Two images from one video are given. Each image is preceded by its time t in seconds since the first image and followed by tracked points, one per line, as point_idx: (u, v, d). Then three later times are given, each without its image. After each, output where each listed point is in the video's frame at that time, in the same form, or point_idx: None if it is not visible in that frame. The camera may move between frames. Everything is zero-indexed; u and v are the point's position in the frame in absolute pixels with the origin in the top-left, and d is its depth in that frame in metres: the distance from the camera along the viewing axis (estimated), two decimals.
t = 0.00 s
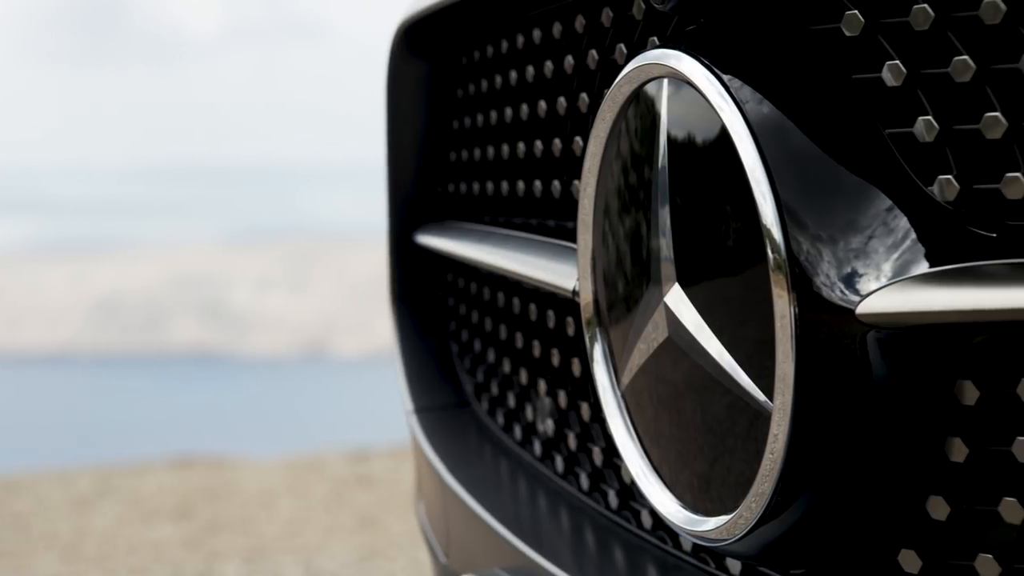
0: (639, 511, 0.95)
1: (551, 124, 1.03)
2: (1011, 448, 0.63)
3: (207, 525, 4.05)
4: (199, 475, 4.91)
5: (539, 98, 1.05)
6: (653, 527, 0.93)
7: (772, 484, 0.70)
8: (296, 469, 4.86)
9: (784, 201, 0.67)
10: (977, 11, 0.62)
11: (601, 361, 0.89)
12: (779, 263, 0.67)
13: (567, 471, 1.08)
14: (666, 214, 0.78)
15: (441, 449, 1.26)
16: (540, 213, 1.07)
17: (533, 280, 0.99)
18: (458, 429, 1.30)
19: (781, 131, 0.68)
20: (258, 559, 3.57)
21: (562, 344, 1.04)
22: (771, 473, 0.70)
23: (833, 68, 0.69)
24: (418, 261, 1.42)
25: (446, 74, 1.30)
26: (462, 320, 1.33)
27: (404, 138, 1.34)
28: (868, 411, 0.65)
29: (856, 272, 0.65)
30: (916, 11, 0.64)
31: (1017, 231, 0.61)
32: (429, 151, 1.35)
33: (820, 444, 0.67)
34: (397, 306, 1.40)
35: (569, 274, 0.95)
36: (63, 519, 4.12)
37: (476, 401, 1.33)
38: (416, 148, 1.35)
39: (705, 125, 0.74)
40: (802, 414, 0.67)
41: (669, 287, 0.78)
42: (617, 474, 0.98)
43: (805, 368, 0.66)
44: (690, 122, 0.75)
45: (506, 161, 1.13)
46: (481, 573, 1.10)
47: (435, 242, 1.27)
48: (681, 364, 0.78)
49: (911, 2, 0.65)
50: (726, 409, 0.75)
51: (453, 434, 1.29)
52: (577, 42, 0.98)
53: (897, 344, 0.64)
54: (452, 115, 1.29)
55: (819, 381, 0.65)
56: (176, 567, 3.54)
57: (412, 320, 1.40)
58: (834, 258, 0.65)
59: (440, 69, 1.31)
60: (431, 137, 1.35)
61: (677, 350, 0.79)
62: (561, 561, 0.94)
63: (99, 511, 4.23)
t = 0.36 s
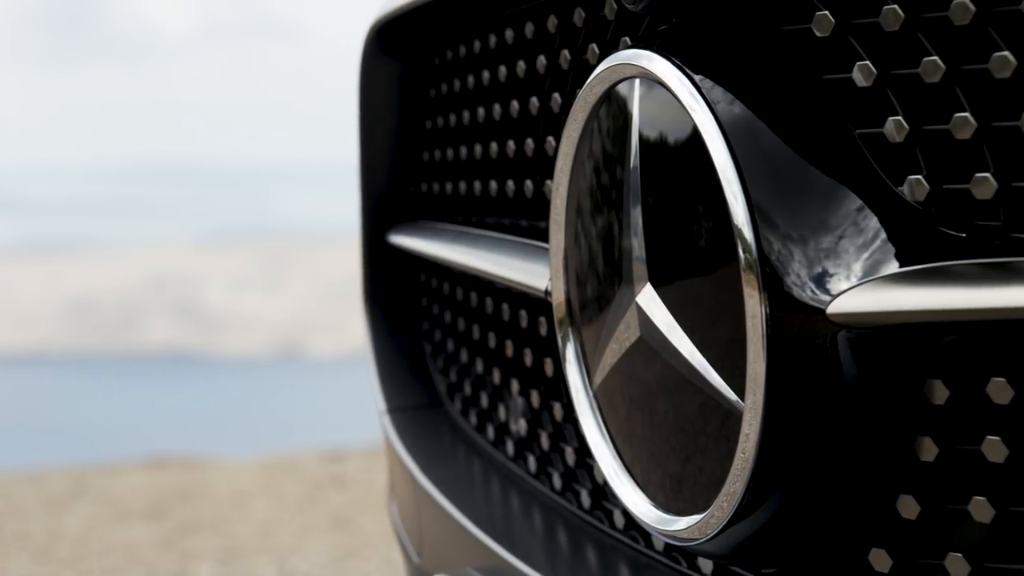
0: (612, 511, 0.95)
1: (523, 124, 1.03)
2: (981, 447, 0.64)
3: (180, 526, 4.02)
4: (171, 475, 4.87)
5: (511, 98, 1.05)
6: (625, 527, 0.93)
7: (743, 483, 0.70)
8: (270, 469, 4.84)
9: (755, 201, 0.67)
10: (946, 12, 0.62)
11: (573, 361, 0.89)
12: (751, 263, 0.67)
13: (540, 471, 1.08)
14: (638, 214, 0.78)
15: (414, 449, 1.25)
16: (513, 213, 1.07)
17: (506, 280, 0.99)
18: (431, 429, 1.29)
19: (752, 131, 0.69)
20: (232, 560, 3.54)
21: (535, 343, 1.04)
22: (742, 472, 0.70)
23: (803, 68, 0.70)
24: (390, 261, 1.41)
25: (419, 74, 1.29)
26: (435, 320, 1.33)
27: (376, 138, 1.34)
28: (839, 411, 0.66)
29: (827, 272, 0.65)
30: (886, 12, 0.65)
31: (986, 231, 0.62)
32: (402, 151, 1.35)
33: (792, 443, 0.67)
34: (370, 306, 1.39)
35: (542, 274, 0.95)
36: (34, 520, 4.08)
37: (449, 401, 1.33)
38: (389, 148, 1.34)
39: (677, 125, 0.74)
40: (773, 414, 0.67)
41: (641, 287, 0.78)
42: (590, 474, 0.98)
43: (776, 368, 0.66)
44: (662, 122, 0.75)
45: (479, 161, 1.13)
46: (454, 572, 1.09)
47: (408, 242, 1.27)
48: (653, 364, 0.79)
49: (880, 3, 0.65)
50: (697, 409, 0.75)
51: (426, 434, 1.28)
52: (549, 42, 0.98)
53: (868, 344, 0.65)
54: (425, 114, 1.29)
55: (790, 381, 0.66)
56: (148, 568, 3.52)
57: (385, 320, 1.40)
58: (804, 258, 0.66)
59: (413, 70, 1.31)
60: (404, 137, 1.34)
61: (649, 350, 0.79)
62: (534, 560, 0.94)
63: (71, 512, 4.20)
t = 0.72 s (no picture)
0: (581, 510, 0.95)
1: (493, 124, 1.02)
2: (947, 446, 0.64)
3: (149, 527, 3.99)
4: (140, 476, 4.83)
5: (481, 97, 1.05)
6: (595, 526, 0.93)
7: (711, 483, 0.70)
8: (240, 469, 4.81)
9: (723, 201, 0.68)
10: (913, 12, 0.63)
11: (543, 361, 0.89)
12: (719, 263, 0.67)
13: (510, 471, 1.08)
14: (607, 214, 0.78)
15: (384, 449, 1.25)
16: (482, 213, 1.06)
17: (476, 280, 0.99)
18: (401, 428, 1.29)
19: (720, 131, 0.69)
20: (202, 561, 3.52)
21: (505, 343, 1.03)
22: (711, 472, 0.70)
23: (771, 69, 0.69)
24: (360, 261, 1.40)
25: (389, 73, 1.29)
26: (405, 320, 1.32)
27: (346, 138, 1.33)
28: (806, 411, 0.66)
29: (794, 272, 0.65)
30: (852, 13, 0.65)
31: (952, 231, 0.62)
32: (371, 151, 1.34)
33: (759, 443, 0.67)
34: (340, 306, 1.39)
35: (511, 274, 0.94)
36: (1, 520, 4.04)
37: (419, 401, 1.32)
38: (358, 148, 1.34)
39: (645, 125, 0.74)
40: (741, 414, 0.67)
41: (610, 286, 0.78)
42: (559, 473, 0.98)
43: (744, 368, 0.66)
44: (631, 122, 0.75)
45: (449, 160, 1.13)
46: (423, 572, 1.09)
47: (377, 242, 1.26)
48: (622, 363, 0.79)
49: (847, 4, 0.66)
50: (666, 408, 0.75)
51: (396, 433, 1.28)
52: (518, 41, 0.98)
53: (835, 343, 0.65)
54: (396, 114, 1.28)
55: (758, 381, 0.66)
56: (117, 569, 3.49)
57: (355, 320, 1.39)
58: (772, 258, 0.66)
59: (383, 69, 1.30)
60: (374, 137, 1.34)
61: (618, 349, 0.79)
62: (503, 560, 0.93)
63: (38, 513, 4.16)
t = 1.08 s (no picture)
0: (550, 510, 0.95)
1: (461, 124, 1.02)
2: (913, 445, 0.65)
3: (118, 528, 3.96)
4: (109, 476, 4.79)
5: (449, 97, 1.05)
6: (564, 526, 0.93)
7: (679, 482, 0.70)
8: (210, 470, 4.78)
9: (690, 201, 0.68)
10: (879, 13, 0.63)
11: (511, 360, 0.89)
12: (686, 263, 0.68)
13: (479, 470, 1.08)
14: (575, 214, 0.78)
15: (353, 449, 1.24)
16: (451, 213, 1.06)
17: (445, 280, 0.99)
18: (370, 429, 1.28)
19: (687, 130, 0.69)
20: (172, 562, 3.49)
21: (474, 343, 1.03)
22: (678, 472, 0.70)
23: (739, 69, 0.70)
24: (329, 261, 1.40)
25: (358, 72, 1.28)
26: (374, 320, 1.32)
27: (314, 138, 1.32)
28: (773, 411, 0.66)
29: (761, 272, 0.66)
30: (818, 14, 0.66)
31: (918, 230, 0.63)
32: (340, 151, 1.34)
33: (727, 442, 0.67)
34: (309, 306, 1.38)
35: (480, 274, 0.94)
36: None
37: (388, 401, 1.32)
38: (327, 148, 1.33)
39: (613, 125, 0.74)
40: (709, 414, 0.67)
41: (578, 286, 0.78)
42: (528, 473, 0.98)
43: (711, 368, 0.66)
44: (599, 122, 0.75)
45: (417, 160, 1.12)
46: (393, 571, 1.08)
47: (347, 242, 1.25)
48: (590, 363, 0.79)
49: (813, 4, 0.66)
50: (635, 408, 0.75)
51: (365, 433, 1.28)
52: (486, 42, 0.97)
53: (801, 344, 0.65)
54: (365, 113, 1.28)
55: (725, 381, 0.66)
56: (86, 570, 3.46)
57: (323, 320, 1.38)
58: (739, 257, 0.66)
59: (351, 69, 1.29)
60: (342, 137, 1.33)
61: (587, 349, 0.79)
62: (472, 560, 0.93)
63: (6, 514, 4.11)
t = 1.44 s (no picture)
0: (517, 510, 0.95)
1: (428, 123, 1.02)
2: (877, 445, 0.65)
3: (85, 529, 3.93)
4: (75, 477, 4.75)
5: (417, 97, 1.04)
6: (531, 526, 0.93)
7: (645, 482, 0.70)
8: (178, 470, 4.74)
9: (656, 201, 0.68)
10: (844, 13, 0.64)
11: (478, 360, 0.89)
12: (653, 263, 0.68)
13: (446, 471, 1.08)
14: (542, 214, 0.78)
15: (321, 449, 1.24)
16: (419, 213, 1.06)
17: (412, 280, 0.98)
18: (338, 428, 1.28)
19: (653, 130, 0.69)
20: (140, 563, 3.46)
21: (442, 343, 1.03)
22: (644, 471, 0.70)
23: (705, 70, 0.70)
24: (296, 261, 1.39)
25: (325, 72, 1.28)
26: (341, 320, 1.31)
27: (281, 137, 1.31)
28: (739, 411, 0.66)
29: (727, 272, 0.66)
30: (784, 14, 0.66)
31: (883, 230, 0.64)
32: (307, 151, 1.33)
33: (692, 442, 0.68)
34: (276, 306, 1.37)
35: (447, 274, 0.94)
36: None
37: (356, 401, 1.31)
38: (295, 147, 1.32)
39: (580, 125, 0.74)
40: (675, 414, 0.67)
41: (545, 286, 0.78)
42: (495, 473, 0.98)
43: (676, 368, 0.67)
44: (566, 122, 0.76)
45: (385, 160, 1.12)
46: (360, 571, 1.08)
47: (314, 242, 1.25)
48: (557, 363, 0.79)
49: (778, 5, 0.67)
50: (601, 408, 0.75)
51: (332, 433, 1.27)
52: (454, 41, 0.97)
53: (768, 343, 0.66)
54: (332, 113, 1.27)
55: (691, 381, 0.66)
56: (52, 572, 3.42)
57: (291, 320, 1.37)
58: (705, 257, 0.66)
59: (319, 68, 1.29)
60: (309, 137, 1.32)
61: (553, 349, 0.79)
62: (439, 560, 0.93)
63: None
